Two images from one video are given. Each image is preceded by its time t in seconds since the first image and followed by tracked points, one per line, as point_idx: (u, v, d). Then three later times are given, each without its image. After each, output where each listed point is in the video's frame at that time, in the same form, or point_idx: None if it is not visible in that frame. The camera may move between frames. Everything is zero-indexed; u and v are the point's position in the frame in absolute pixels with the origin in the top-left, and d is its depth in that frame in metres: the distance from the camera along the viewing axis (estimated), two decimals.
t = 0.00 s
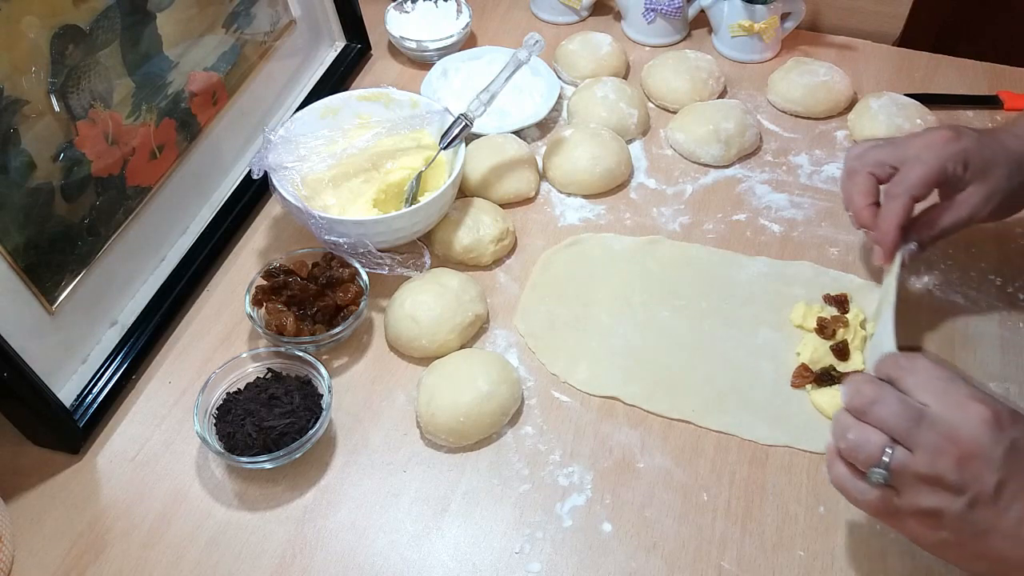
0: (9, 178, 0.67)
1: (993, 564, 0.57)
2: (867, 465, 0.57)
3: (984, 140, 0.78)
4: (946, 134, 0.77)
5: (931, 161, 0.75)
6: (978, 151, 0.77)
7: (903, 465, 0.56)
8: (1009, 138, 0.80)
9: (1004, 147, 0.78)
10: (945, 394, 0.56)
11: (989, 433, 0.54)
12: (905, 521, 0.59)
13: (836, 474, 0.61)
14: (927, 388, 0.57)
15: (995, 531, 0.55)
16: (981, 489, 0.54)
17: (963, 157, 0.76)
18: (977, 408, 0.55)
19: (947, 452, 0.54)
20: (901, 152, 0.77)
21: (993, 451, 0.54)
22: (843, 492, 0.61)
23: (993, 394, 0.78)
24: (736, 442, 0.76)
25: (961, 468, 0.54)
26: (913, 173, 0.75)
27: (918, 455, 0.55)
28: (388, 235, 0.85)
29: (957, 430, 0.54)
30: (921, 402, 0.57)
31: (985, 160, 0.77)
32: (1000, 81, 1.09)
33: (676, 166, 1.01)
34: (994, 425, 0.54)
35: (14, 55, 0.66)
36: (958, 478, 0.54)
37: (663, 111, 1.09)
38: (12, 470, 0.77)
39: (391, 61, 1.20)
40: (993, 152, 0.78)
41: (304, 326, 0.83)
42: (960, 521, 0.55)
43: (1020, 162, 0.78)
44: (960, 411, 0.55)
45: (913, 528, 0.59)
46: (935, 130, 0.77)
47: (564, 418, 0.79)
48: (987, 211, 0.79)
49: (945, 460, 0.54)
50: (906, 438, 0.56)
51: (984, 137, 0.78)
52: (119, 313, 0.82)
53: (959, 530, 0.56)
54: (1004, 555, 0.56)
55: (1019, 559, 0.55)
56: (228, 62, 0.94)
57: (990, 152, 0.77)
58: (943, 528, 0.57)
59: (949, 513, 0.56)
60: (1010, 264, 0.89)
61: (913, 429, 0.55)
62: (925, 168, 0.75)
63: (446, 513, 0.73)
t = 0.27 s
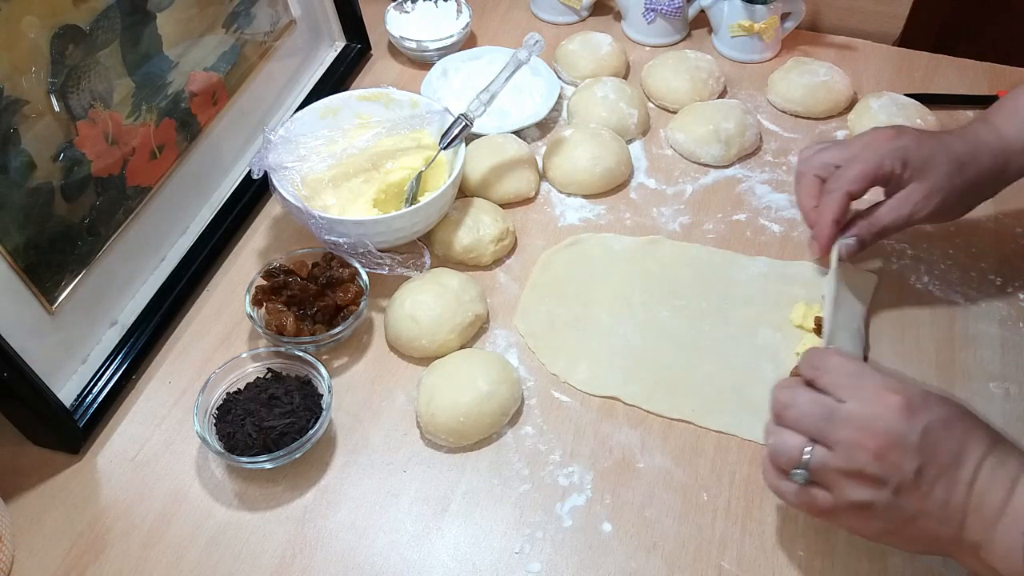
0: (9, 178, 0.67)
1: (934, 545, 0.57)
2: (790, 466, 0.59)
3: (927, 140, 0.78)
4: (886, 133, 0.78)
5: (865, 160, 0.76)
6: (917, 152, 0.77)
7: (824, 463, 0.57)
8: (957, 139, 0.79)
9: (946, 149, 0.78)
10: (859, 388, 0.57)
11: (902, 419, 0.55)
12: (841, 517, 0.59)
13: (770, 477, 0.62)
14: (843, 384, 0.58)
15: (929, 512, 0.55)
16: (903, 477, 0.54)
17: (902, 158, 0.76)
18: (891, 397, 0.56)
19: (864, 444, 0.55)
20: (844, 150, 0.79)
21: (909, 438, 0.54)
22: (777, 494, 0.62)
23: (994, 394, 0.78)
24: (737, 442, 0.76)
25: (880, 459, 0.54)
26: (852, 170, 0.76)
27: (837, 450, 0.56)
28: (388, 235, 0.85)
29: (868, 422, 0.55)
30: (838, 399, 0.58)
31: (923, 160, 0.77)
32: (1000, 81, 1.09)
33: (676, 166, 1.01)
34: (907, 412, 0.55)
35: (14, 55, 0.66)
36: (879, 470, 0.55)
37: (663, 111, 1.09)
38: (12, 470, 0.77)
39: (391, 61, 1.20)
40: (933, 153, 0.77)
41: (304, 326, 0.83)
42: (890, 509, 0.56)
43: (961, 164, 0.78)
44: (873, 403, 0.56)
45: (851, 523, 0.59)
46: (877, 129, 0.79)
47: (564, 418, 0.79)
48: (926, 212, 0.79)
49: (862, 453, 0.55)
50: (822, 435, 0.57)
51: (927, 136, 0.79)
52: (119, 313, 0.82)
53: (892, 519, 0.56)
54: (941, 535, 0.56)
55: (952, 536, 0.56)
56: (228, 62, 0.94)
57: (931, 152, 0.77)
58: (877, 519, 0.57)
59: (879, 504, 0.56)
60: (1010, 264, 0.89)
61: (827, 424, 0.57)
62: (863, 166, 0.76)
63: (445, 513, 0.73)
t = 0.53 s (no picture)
0: (9, 178, 0.67)
1: (889, 539, 0.63)
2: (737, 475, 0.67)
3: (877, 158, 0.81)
4: (837, 152, 0.81)
5: (812, 179, 0.80)
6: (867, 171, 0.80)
7: (768, 467, 0.65)
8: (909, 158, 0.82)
9: (896, 169, 0.80)
10: (793, 397, 0.66)
11: (832, 419, 0.63)
12: (800, 521, 0.65)
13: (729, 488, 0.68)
14: (778, 395, 0.67)
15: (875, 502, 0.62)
16: (841, 473, 0.62)
17: (852, 177, 0.79)
18: (821, 401, 0.64)
19: (801, 447, 0.63)
20: (799, 171, 0.84)
21: (841, 435, 0.62)
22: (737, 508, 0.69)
23: (994, 394, 0.78)
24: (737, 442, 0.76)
25: (816, 459, 0.62)
26: (799, 189, 0.81)
27: (777, 455, 0.65)
28: (388, 235, 0.85)
29: (801, 426, 0.64)
30: (774, 407, 0.67)
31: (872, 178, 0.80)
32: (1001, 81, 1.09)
33: (676, 166, 1.01)
34: (838, 412, 0.63)
35: (14, 54, 0.66)
36: (816, 469, 0.62)
37: (663, 111, 1.09)
38: (13, 470, 0.77)
39: (391, 61, 1.20)
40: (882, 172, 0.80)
41: (304, 326, 0.83)
42: (837, 505, 0.63)
43: (910, 183, 0.80)
44: (806, 409, 0.65)
45: (810, 526, 0.65)
46: (828, 150, 0.83)
47: (564, 418, 0.79)
48: (877, 231, 0.80)
49: (801, 456, 0.63)
50: (762, 443, 0.65)
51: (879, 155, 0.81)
52: (118, 313, 0.82)
53: (842, 515, 0.63)
54: (891, 526, 0.62)
55: (901, 526, 0.61)
56: (228, 62, 0.94)
57: (880, 172, 0.80)
58: (830, 518, 0.63)
59: (827, 502, 0.63)
60: (1010, 264, 0.89)
61: (767, 433, 0.65)
62: (812, 185, 0.80)
63: (445, 513, 0.73)
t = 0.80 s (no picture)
0: (9, 178, 0.67)
1: (866, 537, 0.64)
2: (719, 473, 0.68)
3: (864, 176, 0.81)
4: (828, 169, 0.81)
5: (797, 193, 0.81)
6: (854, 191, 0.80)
7: (750, 465, 0.66)
8: (901, 178, 0.82)
9: (886, 191, 0.80)
10: (773, 396, 0.67)
11: (811, 420, 0.64)
12: (781, 520, 0.67)
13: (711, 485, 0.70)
14: (759, 393, 0.68)
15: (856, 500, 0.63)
16: (822, 471, 0.63)
17: (837, 196, 0.80)
18: (801, 401, 0.66)
19: (781, 445, 0.65)
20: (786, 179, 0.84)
21: (822, 434, 0.64)
22: (718, 505, 0.70)
23: (994, 394, 0.78)
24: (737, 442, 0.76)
25: (797, 457, 0.64)
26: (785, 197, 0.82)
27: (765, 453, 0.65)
28: (388, 235, 0.85)
29: (781, 425, 0.65)
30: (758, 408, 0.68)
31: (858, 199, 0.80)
32: (1001, 81, 1.09)
33: (676, 166, 1.01)
34: (817, 412, 0.65)
35: (15, 54, 0.66)
36: (797, 467, 0.64)
37: (663, 111, 1.09)
38: (13, 470, 0.77)
39: (391, 61, 1.20)
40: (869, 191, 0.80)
41: (304, 326, 0.83)
42: (817, 504, 0.64)
43: (899, 208, 0.80)
44: (787, 409, 0.66)
45: (790, 525, 0.66)
46: (818, 163, 0.82)
47: (564, 418, 0.79)
48: (863, 251, 0.82)
49: (783, 454, 0.64)
50: (743, 442, 0.67)
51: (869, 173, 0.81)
52: (118, 313, 0.82)
53: (822, 513, 0.64)
54: (870, 524, 0.63)
55: (879, 523, 0.63)
56: (228, 62, 0.94)
57: (869, 191, 0.80)
58: (811, 516, 0.65)
59: (808, 500, 0.64)
60: (1010, 264, 0.89)
61: (748, 431, 0.67)
62: (794, 199, 0.81)
63: (445, 513, 0.73)
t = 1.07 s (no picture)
0: (9, 178, 0.67)
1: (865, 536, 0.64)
2: (725, 451, 0.68)
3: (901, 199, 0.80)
4: (871, 197, 0.79)
5: (846, 226, 0.78)
6: (892, 215, 0.80)
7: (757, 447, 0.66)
8: (931, 192, 0.82)
9: (920, 208, 0.81)
10: (790, 387, 0.67)
11: (824, 409, 0.65)
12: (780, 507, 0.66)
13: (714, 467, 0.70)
14: (777, 383, 0.68)
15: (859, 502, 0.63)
16: (828, 459, 0.63)
17: (879, 222, 0.80)
18: (815, 391, 0.66)
19: (792, 431, 0.65)
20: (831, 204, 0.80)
21: (828, 425, 0.64)
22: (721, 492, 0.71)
23: (994, 394, 0.78)
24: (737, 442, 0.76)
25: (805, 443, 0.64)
26: (830, 235, 0.79)
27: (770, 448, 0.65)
28: (388, 235, 0.85)
29: (794, 410, 0.66)
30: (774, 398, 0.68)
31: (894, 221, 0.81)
32: (1001, 81, 1.09)
33: (676, 166, 1.01)
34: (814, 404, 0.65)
35: (14, 54, 0.66)
36: (806, 453, 0.64)
37: (663, 111, 1.09)
38: (13, 470, 0.77)
39: (391, 61, 1.20)
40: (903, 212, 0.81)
41: (304, 326, 0.83)
42: (819, 494, 0.64)
43: (932, 225, 0.83)
44: (802, 400, 0.66)
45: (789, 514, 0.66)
46: (861, 189, 0.79)
47: (564, 418, 0.79)
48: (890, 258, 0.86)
49: (792, 441, 0.64)
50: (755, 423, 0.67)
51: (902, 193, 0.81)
52: (118, 313, 0.82)
53: (822, 504, 0.64)
54: (869, 523, 0.63)
55: (879, 524, 0.63)
56: (228, 62, 0.94)
57: (902, 212, 0.81)
58: (810, 505, 0.65)
59: (810, 489, 0.64)
60: (1010, 264, 0.89)
61: (761, 414, 0.67)
62: (844, 233, 0.79)
63: (445, 513, 0.73)
